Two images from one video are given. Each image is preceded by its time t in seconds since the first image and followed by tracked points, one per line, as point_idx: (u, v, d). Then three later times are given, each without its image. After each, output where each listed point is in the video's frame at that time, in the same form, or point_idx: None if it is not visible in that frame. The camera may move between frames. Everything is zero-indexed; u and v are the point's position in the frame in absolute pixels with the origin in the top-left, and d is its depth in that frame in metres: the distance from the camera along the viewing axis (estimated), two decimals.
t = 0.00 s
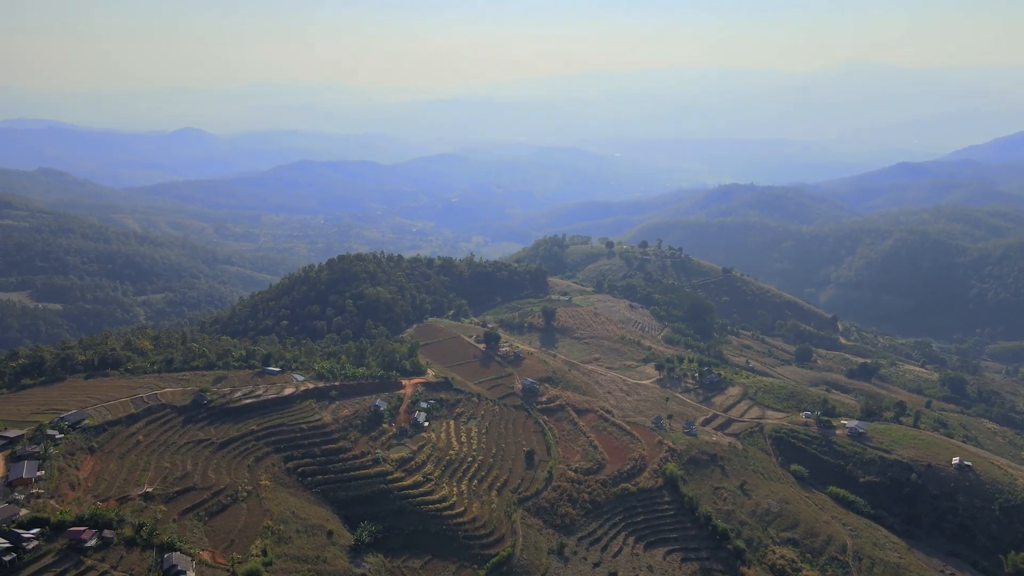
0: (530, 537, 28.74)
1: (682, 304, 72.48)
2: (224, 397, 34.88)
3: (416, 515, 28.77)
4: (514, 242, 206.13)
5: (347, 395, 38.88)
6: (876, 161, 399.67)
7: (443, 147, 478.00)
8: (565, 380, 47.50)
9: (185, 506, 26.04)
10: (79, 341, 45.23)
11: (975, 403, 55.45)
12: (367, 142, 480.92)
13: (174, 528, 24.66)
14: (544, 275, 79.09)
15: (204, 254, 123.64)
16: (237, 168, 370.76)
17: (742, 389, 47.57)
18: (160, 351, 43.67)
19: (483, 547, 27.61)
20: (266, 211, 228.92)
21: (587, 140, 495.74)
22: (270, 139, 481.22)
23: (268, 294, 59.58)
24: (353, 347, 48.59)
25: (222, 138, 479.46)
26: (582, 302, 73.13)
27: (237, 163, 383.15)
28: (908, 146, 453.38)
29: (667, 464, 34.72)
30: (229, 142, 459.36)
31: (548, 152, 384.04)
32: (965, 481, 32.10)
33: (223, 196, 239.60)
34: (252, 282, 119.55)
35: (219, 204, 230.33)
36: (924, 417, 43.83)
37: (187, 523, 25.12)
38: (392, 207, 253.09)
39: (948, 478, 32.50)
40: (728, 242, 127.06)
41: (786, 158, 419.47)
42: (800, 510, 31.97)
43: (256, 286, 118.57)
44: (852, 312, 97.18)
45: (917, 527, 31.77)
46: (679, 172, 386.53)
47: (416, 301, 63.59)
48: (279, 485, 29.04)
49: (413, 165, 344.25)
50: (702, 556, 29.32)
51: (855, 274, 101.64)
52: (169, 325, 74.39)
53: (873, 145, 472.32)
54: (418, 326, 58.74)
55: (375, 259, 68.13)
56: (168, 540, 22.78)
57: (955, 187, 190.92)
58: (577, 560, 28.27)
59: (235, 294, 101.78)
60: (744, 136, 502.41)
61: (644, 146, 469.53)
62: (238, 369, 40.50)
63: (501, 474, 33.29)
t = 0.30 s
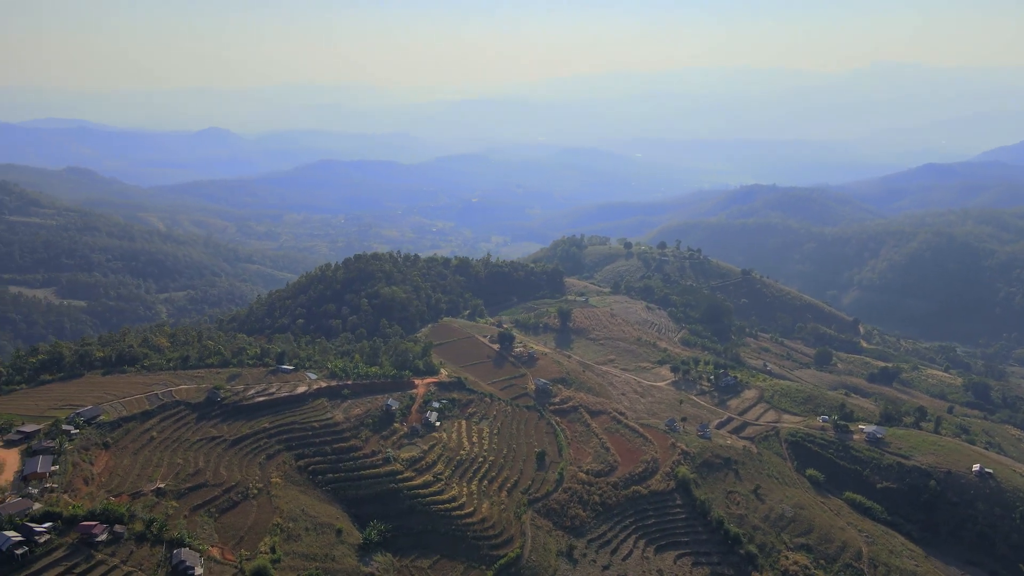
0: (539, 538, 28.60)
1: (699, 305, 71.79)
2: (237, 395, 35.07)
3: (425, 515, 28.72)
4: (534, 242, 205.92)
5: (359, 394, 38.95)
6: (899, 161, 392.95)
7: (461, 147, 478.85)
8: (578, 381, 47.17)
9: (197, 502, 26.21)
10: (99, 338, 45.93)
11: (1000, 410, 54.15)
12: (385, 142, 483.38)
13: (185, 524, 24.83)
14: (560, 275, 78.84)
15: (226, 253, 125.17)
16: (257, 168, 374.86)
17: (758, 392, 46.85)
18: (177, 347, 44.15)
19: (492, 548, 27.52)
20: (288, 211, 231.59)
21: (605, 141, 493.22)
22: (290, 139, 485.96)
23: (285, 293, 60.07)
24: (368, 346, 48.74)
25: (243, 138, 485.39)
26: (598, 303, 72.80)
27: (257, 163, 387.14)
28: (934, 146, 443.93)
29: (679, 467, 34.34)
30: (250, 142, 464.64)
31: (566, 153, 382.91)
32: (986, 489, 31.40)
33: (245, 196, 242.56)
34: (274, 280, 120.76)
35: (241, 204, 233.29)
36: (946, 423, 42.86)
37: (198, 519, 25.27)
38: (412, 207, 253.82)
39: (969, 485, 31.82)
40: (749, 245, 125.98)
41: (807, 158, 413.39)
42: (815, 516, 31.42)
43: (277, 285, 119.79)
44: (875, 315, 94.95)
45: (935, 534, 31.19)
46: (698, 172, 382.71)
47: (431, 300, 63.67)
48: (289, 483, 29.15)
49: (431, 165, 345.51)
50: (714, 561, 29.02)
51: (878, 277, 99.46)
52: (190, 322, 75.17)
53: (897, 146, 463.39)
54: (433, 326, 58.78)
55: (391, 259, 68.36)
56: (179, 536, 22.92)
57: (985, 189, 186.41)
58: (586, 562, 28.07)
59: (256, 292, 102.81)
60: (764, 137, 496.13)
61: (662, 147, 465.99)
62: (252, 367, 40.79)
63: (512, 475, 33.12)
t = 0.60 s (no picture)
0: (549, 540, 28.41)
1: (718, 307, 71.02)
2: (251, 393, 35.21)
3: (435, 515, 28.64)
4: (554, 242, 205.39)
5: (372, 393, 38.99)
6: (924, 163, 386.13)
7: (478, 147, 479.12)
8: (592, 383, 46.82)
9: (209, 498, 26.34)
10: (118, 335, 46.44)
11: None
12: (403, 142, 485.08)
13: (197, 520, 24.96)
14: (577, 276, 78.46)
15: (248, 252, 126.46)
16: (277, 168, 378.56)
17: (775, 395, 46.10)
18: (194, 344, 44.54)
19: (501, 549, 27.39)
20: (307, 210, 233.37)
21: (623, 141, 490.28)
22: (310, 138, 489.91)
23: (303, 292, 60.52)
24: (382, 346, 48.85)
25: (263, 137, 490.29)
26: (615, 304, 72.38)
27: (277, 162, 390.88)
28: (961, 147, 434.69)
29: (692, 470, 33.89)
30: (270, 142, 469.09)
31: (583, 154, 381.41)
32: (1007, 497, 30.64)
33: (265, 195, 245.03)
34: (294, 278, 121.79)
35: (262, 203, 235.65)
36: (968, 429, 41.95)
37: (209, 515, 25.39)
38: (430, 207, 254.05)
39: (989, 493, 31.11)
40: (768, 246, 124.45)
41: (829, 159, 407.27)
42: (831, 522, 30.90)
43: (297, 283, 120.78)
44: (899, 319, 92.93)
45: (953, 542, 30.62)
46: (718, 173, 378.61)
47: (447, 300, 63.70)
48: (301, 481, 29.22)
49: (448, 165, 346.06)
50: (726, 566, 28.67)
51: (903, 279, 97.40)
52: (211, 320, 75.84)
53: (922, 147, 454.44)
54: (448, 326, 58.78)
55: (408, 258, 68.54)
56: (189, 532, 23.04)
57: (1014, 191, 181.97)
58: (596, 565, 27.85)
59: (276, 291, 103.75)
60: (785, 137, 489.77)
61: (681, 148, 462.08)
62: (267, 365, 41.03)
63: (523, 475, 32.89)
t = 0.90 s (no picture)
0: (559, 541, 28.27)
1: (737, 309, 70.18)
2: (265, 390, 35.41)
3: (446, 514, 28.59)
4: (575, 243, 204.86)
5: (385, 392, 39.03)
6: (951, 163, 377.90)
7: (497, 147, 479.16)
8: (607, 385, 46.45)
9: (220, 495, 26.50)
10: (138, 331, 47.07)
11: None
12: (422, 142, 486.76)
13: (209, 516, 25.17)
14: (596, 277, 78.04)
15: (270, 250, 127.81)
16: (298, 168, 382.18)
17: (794, 399, 45.30)
18: (212, 341, 45.01)
19: (511, 550, 27.29)
20: (328, 210, 235.43)
21: (643, 141, 486.92)
22: (330, 138, 493.85)
23: (321, 291, 61.00)
24: (398, 345, 48.98)
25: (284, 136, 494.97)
26: (632, 305, 71.91)
27: (298, 162, 394.41)
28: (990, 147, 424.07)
29: (706, 474, 33.43)
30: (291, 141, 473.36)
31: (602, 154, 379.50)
32: None
33: (287, 194, 247.83)
34: (316, 277, 122.84)
35: (284, 202, 238.29)
36: (992, 436, 40.99)
37: (221, 511, 25.56)
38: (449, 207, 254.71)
39: (1011, 501, 30.42)
40: (789, 248, 122.75)
41: (853, 159, 400.21)
42: (847, 528, 30.39)
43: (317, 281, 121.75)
44: (925, 323, 90.95)
45: (973, 551, 30.00)
46: (739, 173, 374.26)
47: (464, 300, 63.72)
48: (312, 479, 29.34)
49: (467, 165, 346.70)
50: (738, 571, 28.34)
51: (929, 282, 95.24)
52: (233, 318, 76.60)
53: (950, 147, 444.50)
54: (464, 326, 58.81)
55: (426, 258, 68.68)
56: (200, 528, 23.20)
57: None
58: (606, 568, 27.63)
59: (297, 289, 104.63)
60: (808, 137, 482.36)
61: (701, 149, 457.87)
62: (282, 363, 41.32)
63: (535, 477, 32.70)
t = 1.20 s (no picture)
0: (569, 543, 28.12)
1: (757, 312, 69.28)
2: (279, 388, 35.66)
3: (456, 514, 28.57)
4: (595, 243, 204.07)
5: (398, 391, 39.07)
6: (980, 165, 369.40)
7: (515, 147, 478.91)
8: (622, 386, 46.08)
9: (233, 491, 26.73)
10: (158, 329, 47.66)
11: None
12: (441, 142, 488.13)
13: (221, 512, 25.40)
14: (614, 278, 77.66)
15: (292, 249, 129.08)
16: (318, 168, 385.53)
17: (812, 403, 44.57)
18: (230, 339, 45.49)
19: (520, 551, 27.22)
20: (348, 208, 237.15)
21: (663, 141, 483.32)
22: (349, 138, 497.58)
23: (340, 290, 61.44)
24: (413, 344, 49.06)
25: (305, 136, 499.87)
26: (650, 306, 71.39)
27: (319, 161, 397.86)
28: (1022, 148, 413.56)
29: (720, 477, 33.01)
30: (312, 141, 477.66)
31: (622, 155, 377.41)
32: None
33: (309, 194, 250.48)
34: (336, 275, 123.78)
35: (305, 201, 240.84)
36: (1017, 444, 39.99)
37: (233, 508, 25.79)
38: (467, 207, 255.18)
39: None
40: (811, 249, 120.99)
41: (878, 160, 393.06)
42: (864, 535, 29.89)
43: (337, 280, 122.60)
44: (951, 327, 89.12)
45: (995, 560, 29.46)
46: (760, 174, 369.77)
47: (481, 301, 63.72)
48: (324, 477, 29.49)
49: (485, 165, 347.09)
50: None
51: (956, 285, 93.19)
52: (254, 316, 77.40)
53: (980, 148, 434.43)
54: (480, 326, 58.78)
55: (443, 258, 68.82)
56: (211, 524, 23.41)
57: None
58: (617, 571, 27.41)
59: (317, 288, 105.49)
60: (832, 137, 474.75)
61: (722, 150, 453.36)
62: (297, 361, 41.62)
63: (546, 478, 32.53)
